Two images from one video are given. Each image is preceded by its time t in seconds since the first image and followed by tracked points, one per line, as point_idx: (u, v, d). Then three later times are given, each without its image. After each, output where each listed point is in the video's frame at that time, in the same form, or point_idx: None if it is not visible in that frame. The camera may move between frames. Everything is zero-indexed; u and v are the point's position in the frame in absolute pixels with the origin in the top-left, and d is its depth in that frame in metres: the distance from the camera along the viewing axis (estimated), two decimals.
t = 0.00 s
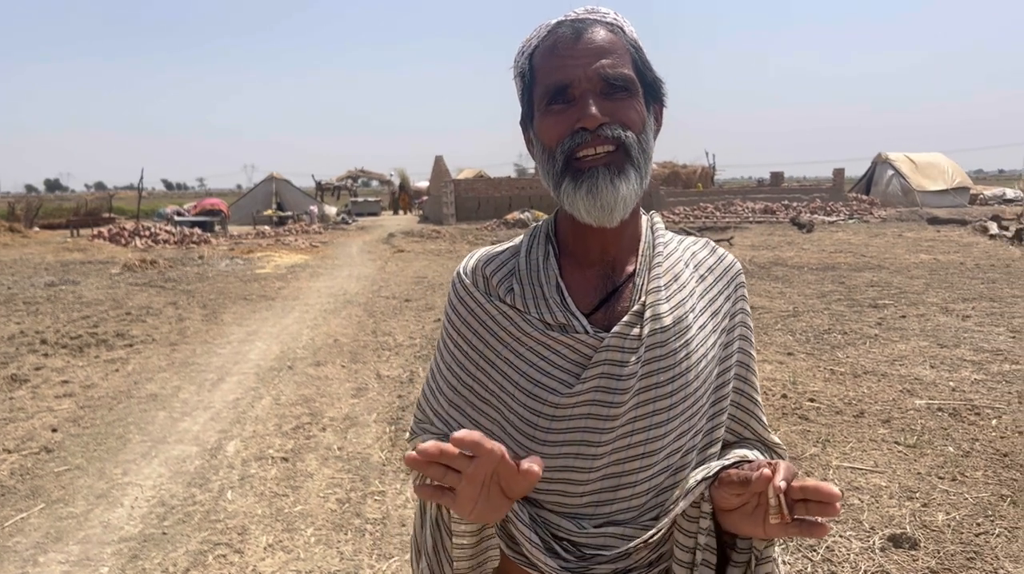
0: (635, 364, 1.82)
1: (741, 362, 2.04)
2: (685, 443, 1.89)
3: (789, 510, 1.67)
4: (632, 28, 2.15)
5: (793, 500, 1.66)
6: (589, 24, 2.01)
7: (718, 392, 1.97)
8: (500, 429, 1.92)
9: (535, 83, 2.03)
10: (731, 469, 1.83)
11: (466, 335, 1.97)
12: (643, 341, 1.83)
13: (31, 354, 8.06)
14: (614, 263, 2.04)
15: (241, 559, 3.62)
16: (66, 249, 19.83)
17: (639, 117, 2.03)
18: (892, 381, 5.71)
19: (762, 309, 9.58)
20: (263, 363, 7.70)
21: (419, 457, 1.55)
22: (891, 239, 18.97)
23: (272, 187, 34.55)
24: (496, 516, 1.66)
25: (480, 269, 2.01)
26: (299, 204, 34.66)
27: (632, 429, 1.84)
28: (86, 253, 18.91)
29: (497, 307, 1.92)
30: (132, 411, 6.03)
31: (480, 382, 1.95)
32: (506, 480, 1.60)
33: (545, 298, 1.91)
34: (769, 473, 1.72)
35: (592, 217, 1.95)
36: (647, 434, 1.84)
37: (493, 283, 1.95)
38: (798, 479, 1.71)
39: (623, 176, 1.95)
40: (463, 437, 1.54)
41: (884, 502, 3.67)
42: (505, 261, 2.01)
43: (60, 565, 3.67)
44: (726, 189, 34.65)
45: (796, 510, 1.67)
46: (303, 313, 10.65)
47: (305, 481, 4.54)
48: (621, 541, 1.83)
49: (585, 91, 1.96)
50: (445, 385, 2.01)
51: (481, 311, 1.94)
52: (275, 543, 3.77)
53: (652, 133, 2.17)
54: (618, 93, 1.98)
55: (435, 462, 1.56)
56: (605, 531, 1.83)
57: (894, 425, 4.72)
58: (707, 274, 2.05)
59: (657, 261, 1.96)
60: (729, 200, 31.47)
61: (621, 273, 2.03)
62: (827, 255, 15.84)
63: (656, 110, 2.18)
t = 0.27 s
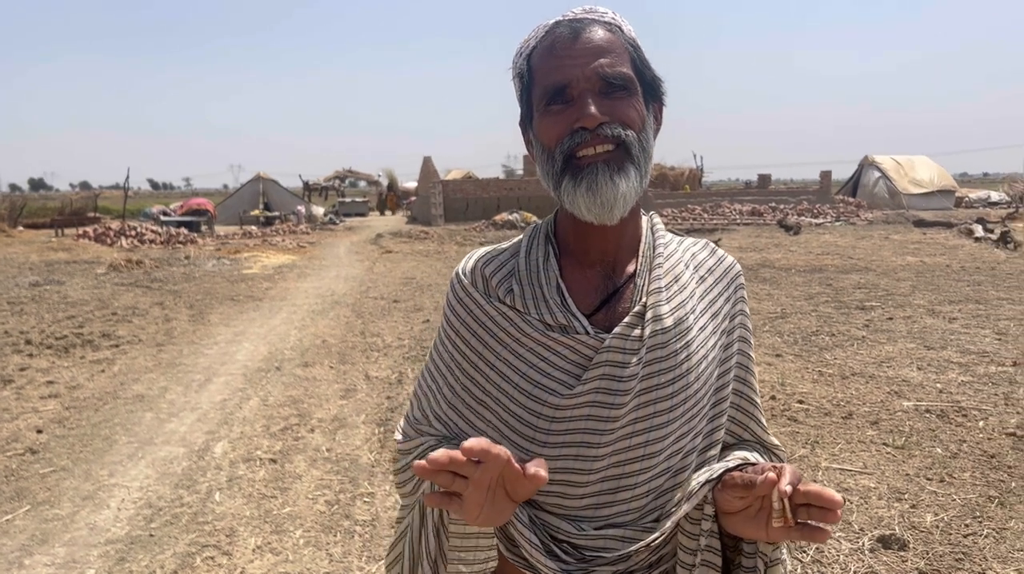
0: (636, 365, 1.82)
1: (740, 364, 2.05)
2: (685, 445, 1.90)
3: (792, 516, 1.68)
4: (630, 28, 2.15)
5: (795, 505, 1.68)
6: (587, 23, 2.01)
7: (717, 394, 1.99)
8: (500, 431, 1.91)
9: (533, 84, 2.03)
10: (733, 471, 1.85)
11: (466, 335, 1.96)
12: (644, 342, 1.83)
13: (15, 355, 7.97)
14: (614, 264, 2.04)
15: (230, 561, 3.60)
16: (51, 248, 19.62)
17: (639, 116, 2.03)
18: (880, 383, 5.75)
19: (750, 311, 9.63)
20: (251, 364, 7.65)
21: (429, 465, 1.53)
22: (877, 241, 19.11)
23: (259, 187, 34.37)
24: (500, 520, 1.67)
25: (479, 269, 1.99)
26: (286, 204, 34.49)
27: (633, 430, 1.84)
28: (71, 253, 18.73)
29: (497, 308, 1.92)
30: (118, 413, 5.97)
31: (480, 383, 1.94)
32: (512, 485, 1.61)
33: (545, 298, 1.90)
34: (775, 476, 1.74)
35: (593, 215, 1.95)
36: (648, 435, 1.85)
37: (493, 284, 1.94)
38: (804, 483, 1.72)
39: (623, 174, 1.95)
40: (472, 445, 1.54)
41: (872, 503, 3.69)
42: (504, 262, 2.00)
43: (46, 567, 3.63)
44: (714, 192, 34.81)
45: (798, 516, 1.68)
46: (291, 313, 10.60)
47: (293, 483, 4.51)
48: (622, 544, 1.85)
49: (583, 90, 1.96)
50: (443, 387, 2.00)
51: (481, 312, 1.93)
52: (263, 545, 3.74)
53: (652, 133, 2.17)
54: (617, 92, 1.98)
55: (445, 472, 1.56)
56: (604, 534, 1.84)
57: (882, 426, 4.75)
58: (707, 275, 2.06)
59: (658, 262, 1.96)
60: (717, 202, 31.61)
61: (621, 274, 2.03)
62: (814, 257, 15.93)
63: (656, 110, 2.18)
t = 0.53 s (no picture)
0: (630, 367, 1.83)
1: (733, 367, 2.07)
2: (679, 446, 1.91)
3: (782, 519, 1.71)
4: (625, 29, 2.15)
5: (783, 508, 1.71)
6: (581, 25, 2.01)
7: (711, 396, 2.00)
8: (494, 431, 1.92)
9: (528, 85, 2.04)
10: (724, 473, 1.86)
11: (460, 335, 1.96)
12: (638, 343, 1.84)
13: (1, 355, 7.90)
14: (608, 265, 2.05)
15: (218, 563, 3.58)
16: (36, 248, 19.44)
17: (633, 117, 2.04)
18: (868, 385, 5.79)
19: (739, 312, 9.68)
20: (239, 365, 7.61)
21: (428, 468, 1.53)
22: (865, 243, 19.25)
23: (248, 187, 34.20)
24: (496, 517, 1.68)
25: (473, 269, 1.99)
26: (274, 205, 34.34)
27: (627, 431, 1.85)
28: (58, 252, 18.56)
29: (491, 308, 1.92)
30: (105, 413, 5.93)
31: (474, 383, 1.94)
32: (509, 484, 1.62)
33: (540, 299, 1.90)
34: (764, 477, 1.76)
35: (587, 216, 1.96)
36: (642, 435, 1.86)
37: (487, 284, 1.94)
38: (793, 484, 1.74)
39: (617, 175, 1.95)
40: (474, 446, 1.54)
41: (861, 504, 3.72)
42: (498, 262, 2.01)
43: (32, 569, 3.60)
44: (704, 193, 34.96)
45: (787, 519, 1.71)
46: (280, 314, 10.55)
47: (283, 484, 4.50)
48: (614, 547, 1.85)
49: (577, 92, 1.96)
50: (437, 387, 2.00)
51: (475, 312, 1.93)
52: (252, 546, 3.73)
53: (646, 134, 2.18)
54: (611, 93, 1.99)
55: (443, 472, 1.56)
56: (597, 536, 1.85)
57: (870, 427, 4.79)
58: (701, 277, 2.07)
59: (653, 263, 1.97)
60: (706, 203, 31.75)
61: (615, 275, 2.03)
62: (803, 259, 16.02)
63: (651, 111, 2.19)
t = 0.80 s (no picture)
0: (628, 367, 1.84)
1: (728, 369, 2.09)
2: (675, 446, 1.93)
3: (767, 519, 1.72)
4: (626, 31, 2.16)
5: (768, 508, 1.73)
6: (580, 27, 2.02)
7: (706, 396, 2.02)
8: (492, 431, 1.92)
9: (527, 86, 2.05)
10: (716, 474, 1.86)
11: (458, 335, 1.96)
12: (635, 344, 1.85)
13: None
14: (605, 266, 2.06)
15: (210, 564, 3.57)
16: (25, 248, 19.29)
17: (629, 121, 2.05)
18: (858, 385, 5.83)
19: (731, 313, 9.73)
20: (231, 365, 7.59)
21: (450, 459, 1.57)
22: (855, 245, 19.38)
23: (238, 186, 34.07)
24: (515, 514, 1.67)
25: (471, 269, 2.00)
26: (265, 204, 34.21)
27: (624, 431, 1.87)
28: (46, 252, 18.42)
29: (488, 309, 1.93)
30: (95, 414, 5.90)
31: (472, 383, 1.95)
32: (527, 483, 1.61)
33: (537, 299, 1.91)
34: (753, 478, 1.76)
35: (581, 218, 1.98)
36: (639, 436, 1.87)
37: (485, 285, 1.95)
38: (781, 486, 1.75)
39: (612, 178, 1.96)
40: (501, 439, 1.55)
41: (851, 504, 3.75)
42: (496, 262, 2.02)
43: (22, 570, 3.58)
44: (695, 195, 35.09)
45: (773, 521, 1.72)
46: (272, 314, 10.53)
47: (274, 484, 4.49)
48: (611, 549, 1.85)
49: (574, 95, 1.98)
50: (434, 387, 2.01)
51: (472, 312, 1.94)
52: (244, 547, 3.72)
53: (643, 137, 2.18)
54: (607, 97, 2.00)
55: (468, 465, 1.58)
56: (593, 538, 1.85)
57: (861, 428, 4.83)
58: (697, 279, 2.09)
59: (649, 264, 1.99)
60: (697, 205, 31.87)
61: (612, 276, 2.04)
62: (793, 260, 16.12)
63: (649, 114, 2.19)
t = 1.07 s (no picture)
0: (618, 368, 1.85)
1: (718, 368, 2.11)
2: (665, 445, 1.95)
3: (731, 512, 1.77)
4: (639, 37, 2.12)
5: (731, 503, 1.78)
6: (580, 29, 2.02)
7: (697, 395, 2.04)
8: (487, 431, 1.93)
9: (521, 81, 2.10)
10: (695, 470, 1.89)
11: (450, 335, 1.96)
12: (625, 343, 1.86)
13: None
14: (595, 267, 2.06)
15: (203, 564, 3.57)
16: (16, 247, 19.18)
17: (609, 133, 2.02)
18: (850, 386, 5.86)
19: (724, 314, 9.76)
20: (224, 365, 7.57)
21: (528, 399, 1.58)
22: (848, 246, 19.46)
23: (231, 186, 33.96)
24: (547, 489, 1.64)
25: (464, 270, 2.00)
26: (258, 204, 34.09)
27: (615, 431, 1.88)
28: (38, 252, 18.32)
29: (481, 308, 1.92)
30: (88, 414, 5.87)
31: (466, 382, 1.96)
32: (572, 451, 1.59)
33: (529, 298, 1.92)
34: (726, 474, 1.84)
35: (539, 219, 1.99)
36: (630, 434, 1.89)
37: (478, 285, 1.95)
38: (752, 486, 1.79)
39: (567, 188, 1.96)
40: (583, 380, 1.55)
41: (843, 505, 3.77)
42: (489, 263, 2.02)
43: (14, 570, 3.57)
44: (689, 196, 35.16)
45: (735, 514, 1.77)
46: (266, 314, 10.50)
47: (267, 485, 4.48)
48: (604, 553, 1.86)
49: (553, 97, 2.00)
50: (427, 387, 2.00)
51: (465, 311, 1.93)
52: (237, 547, 3.71)
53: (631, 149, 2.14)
54: (588, 105, 1.99)
55: (545, 401, 1.57)
56: (587, 544, 1.84)
57: (853, 429, 4.85)
58: (688, 278, 2.10)
59: (640, 264, 2.00)
60: (691, 206, 31.93)
61: (603, 276, 2.05)
62: (786, 261, 16.17)
63: (643, 126, 2.15)
